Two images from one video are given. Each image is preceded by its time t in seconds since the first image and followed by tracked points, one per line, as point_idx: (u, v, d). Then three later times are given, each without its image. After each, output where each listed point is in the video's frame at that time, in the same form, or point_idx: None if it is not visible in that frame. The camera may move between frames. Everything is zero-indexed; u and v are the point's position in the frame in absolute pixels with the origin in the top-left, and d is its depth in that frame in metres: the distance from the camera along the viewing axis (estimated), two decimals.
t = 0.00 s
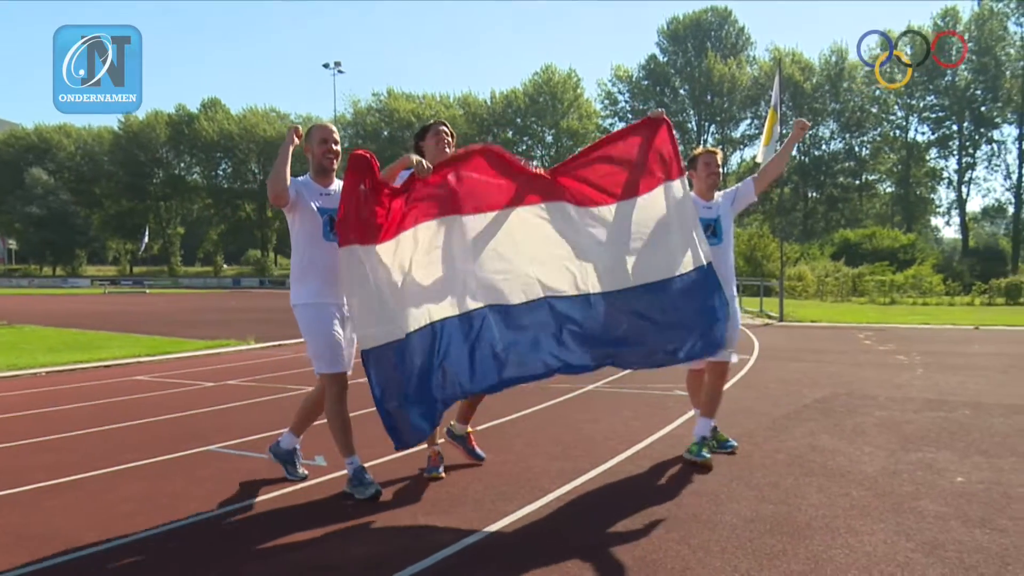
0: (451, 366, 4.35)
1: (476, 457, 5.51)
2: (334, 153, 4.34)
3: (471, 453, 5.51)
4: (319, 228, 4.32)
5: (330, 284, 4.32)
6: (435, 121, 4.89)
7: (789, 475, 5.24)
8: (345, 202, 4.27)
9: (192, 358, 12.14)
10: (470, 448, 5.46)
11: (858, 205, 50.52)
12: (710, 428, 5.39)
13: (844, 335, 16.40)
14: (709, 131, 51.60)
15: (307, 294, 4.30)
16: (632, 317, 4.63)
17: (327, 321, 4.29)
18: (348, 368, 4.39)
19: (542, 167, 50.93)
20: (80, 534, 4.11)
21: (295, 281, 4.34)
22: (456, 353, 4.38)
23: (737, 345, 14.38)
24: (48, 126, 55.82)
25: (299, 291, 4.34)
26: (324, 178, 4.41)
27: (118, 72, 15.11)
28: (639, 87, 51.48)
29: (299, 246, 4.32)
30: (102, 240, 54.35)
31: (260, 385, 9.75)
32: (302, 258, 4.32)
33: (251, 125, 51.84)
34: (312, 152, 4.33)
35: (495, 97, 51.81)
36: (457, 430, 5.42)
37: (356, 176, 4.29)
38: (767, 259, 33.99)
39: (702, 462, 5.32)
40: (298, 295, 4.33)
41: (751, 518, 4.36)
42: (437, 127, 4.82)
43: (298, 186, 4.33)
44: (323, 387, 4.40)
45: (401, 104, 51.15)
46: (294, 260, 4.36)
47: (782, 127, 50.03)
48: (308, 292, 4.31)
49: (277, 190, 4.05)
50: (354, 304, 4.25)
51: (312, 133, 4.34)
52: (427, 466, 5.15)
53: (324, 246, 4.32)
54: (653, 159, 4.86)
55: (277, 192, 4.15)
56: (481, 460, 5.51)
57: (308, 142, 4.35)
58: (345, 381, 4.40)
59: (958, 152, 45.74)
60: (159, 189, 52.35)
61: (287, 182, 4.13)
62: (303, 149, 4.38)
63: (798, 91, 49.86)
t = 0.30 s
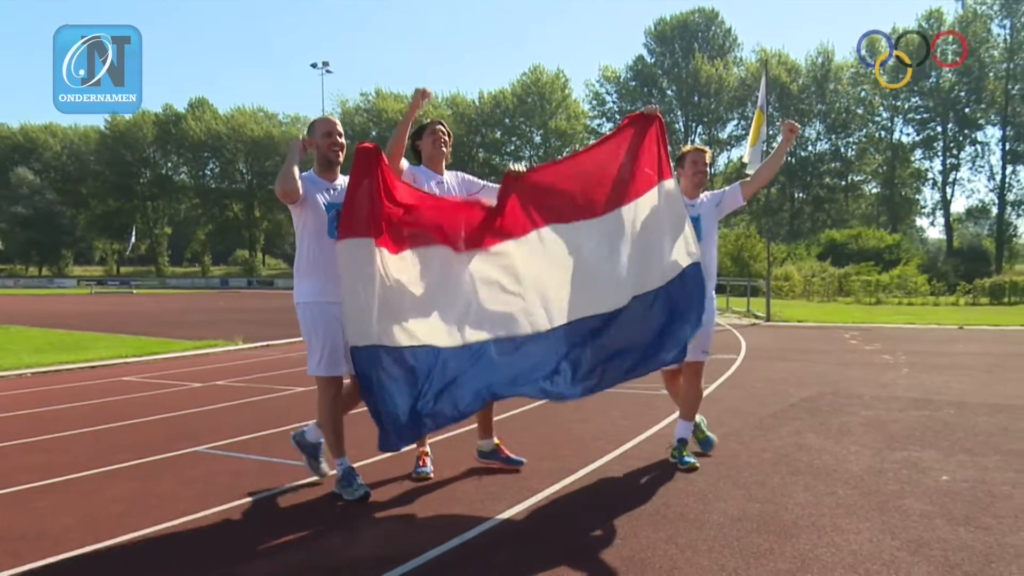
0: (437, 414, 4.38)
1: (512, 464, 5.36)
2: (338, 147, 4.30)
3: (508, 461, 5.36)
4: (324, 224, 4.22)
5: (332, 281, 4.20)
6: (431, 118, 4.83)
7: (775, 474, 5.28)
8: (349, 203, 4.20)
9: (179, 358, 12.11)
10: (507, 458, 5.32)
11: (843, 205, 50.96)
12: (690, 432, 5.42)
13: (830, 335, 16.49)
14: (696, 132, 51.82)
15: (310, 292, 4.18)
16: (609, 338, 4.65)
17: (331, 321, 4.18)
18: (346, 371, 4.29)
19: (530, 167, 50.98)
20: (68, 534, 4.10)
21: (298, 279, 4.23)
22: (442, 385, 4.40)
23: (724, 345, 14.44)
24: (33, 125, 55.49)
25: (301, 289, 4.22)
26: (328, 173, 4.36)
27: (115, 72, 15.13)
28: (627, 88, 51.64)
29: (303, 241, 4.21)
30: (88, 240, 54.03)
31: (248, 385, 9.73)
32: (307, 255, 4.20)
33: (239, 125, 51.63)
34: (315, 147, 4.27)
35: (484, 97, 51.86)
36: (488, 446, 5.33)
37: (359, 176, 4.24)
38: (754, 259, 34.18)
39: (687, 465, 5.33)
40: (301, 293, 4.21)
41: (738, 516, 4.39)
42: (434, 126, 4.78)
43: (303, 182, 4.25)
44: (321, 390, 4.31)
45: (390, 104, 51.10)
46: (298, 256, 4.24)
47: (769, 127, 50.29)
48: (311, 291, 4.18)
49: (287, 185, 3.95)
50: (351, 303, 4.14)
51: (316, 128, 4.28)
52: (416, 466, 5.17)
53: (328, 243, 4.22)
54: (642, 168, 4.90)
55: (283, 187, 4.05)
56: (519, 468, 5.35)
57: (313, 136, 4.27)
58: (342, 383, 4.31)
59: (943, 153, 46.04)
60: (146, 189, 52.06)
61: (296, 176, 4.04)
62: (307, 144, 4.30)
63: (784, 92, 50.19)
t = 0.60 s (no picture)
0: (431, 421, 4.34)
1: (539, 455, 5.10)
2: (346, 140, 4.27)
3: (534, 455, 5.10)
4: (332, 220, 4.16)
5: (340, 280, 4.15)
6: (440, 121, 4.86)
7: (767, 474, 5.30)
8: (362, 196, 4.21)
9: (171, 359, 12.08)
10: (534, 453, 5.07)
11: (835, 206, 51.28)
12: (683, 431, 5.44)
13: (822, 335, 16.55)
14: (688, 132, 51.94)
15: (316, 290, 4.12)
16: (600, 344, 4.63)
17: (339, 322, 4.13)
18: (347, 371, 4.23)
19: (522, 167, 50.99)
20: (56, 537, 4.09)
21: (305, 277, 4.16)
22: (436, 393, 4.37)
23: (717, 345, 14.48)
24: (24, 125, 55.31)
25: (308, 287, 4.16)
26: (337, 169, 4.32)
27: (110, 73, 15.13)
28: (619, 88, 51.75)
29: (311, 237, 4.13)
30: (79, 240, 53.85)
31: (240, 386, 9.70)
32: (315, 252, 4.13)
33: (231, 125, 51.40)
34: (324, 141, 4.23)
35: (476, 98, 51.90)
36: (513, 447, 5.10)
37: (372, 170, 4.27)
38: (746, 259, 34.25)
39: (679, 465, 5.34)
40: (307, 291, 4.14)
41: (730, 516, 4.40)
42: (441, 128, 4.79)
43: (313, 177, 4.21)
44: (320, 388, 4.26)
45: (382, 104, 51.01)
46: (306, 251, 4.17)
47: (761, 127, 50.40)
48: (318, 288, 4.12)
49: (296, 177, 3.93)
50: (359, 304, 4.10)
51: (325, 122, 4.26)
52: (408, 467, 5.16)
53: (337, 239, 4.16)
54: (634, 167, 4.91)
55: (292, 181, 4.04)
56: (547, 457, 5.09)
57: (323, 132, 4.25)
58: (343, 385, 4.29)
59: (934, 153, 46.17)
60: (137, 189, 51.86)
61: (306, 168, 4.01)
62: (315, 141, 4.29)
63: (776, 93, 50.45)
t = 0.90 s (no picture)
0: (431, 438, 4.13)
1: (542, 468, 5.22)
2: (360, 138, 4.28)
3: (536, 466, 5.23)
4: (345, 221, 4.20)
5: (352, 282, 4.19)
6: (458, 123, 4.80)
7: (765, 474, 5.31)
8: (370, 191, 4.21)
9: (169, 359, 12.08)
10: (536, 465, 5.21)
11: (832, 206, 51.34)
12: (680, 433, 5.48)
13: (820, 335, 16.56)
14: (686, 132, 51.97)
15: (329, 291, 4.16)
16: (597, 352, 4.54)
17: (347, 322, 4.17)
18: (353, 376, 4.26)
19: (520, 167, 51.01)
20: (56, 537, 4.10)
21: (318, 276, 4.20)
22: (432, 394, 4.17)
23: (715, 345, 14.48)
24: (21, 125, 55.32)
25: (322, 287, 4.20)
26: (350, 169, 4.36)
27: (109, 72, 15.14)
28: (616, 89, 51.83)
29: (324, 238, 4.19)
30: (77, 240, 53.87)
31: (237, 387, 9.70)
32: (329, 252, 4.18)
33: (229, 125, 51.24)
34: (337, 139, 4.25)
35: (473, 99, 51.97)
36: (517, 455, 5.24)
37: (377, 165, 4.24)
38: (744, 259, 34.24)
39: (677, 464, 5.35)
40: (321, 292, 4.18)
41: (728, 516, 4.41)
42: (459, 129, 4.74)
43: (328, 177, 4.25)
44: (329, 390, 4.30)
45: (380, 104, 50.97)
46: (320, 252, 4.23)
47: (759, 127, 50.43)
48: (332, 288, 4.16)
49: (312, 176, 3.95)
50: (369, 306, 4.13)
51: (339, 122, 4.27)
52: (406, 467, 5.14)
53: (350, 239, 4.20)
54: (639, 175, 4.78)
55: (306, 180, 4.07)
56: (550, 470, 5.21)
57: (336, 130, 4.26)
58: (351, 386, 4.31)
59: (931, 154, 46.20)
60: (135, 189, 51.85)
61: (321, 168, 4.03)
62: (329, 139, 4.29)
63: (773, 93, 50.54)
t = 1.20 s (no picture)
0: (432, 438, 4.07)
1: (543, 472, 5.16)
2: (372, 136, 4.29)
3: (538, 469, 5.17)
4: (358, 217, 4.18)
5: (367, 279, 4.18)
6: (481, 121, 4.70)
7: (764, 474, 5.31)
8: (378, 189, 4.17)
9: (168, 359, 12.09)
10: (537, 467, 5.14)
11: (832, 206, 51.36)
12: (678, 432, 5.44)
13: (819, 335, 16.58)
14: (685, 132, 51.96)
15: (345, 288, 4.17)
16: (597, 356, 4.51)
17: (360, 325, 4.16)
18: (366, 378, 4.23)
19: (519, 167, 51.05)
20: (55, 536, 4.10)
21: (334, 274, 4.20)
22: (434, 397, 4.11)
23: (714, 345, 14.50)
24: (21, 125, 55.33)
25: (338, 285, 4.21)
26: (364, 166, 4.35)
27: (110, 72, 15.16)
28: (616, 89, 51.86)
29: (337, 235, 4.19)
30: (76, 241, 53.91)
31: (236, 386, 9.70)
32: (343, 250, 4.18)
33: (228, 125, 51.06)
34: (350, 137, 4.27)
35: (472, 100, 52.03)
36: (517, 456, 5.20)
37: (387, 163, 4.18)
38: (743, 259, 34.26)
39: (677, 464, 5.35)
40: (337, 289, 4.19)
41: (728, 516, 4.41)
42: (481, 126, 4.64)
43: (342, 175, 4.26)
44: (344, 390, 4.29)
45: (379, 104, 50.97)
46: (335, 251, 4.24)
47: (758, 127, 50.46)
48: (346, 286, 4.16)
49: (322, 173, 3.97)
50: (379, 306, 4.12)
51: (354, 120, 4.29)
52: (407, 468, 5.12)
53: (365, 237, 4.19)
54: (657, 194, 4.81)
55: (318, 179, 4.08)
56: (551, 474, 5.14)
57: (350, 128, 4.29)
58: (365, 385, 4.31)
59: (930, 154, 46.25)
60: (134, 189, 51.92)
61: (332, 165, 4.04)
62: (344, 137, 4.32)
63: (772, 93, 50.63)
